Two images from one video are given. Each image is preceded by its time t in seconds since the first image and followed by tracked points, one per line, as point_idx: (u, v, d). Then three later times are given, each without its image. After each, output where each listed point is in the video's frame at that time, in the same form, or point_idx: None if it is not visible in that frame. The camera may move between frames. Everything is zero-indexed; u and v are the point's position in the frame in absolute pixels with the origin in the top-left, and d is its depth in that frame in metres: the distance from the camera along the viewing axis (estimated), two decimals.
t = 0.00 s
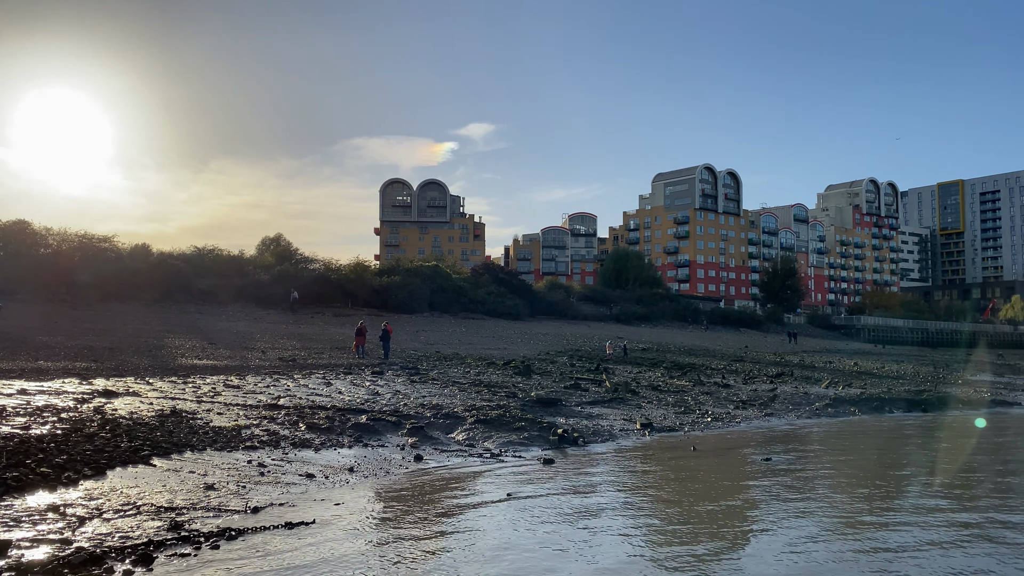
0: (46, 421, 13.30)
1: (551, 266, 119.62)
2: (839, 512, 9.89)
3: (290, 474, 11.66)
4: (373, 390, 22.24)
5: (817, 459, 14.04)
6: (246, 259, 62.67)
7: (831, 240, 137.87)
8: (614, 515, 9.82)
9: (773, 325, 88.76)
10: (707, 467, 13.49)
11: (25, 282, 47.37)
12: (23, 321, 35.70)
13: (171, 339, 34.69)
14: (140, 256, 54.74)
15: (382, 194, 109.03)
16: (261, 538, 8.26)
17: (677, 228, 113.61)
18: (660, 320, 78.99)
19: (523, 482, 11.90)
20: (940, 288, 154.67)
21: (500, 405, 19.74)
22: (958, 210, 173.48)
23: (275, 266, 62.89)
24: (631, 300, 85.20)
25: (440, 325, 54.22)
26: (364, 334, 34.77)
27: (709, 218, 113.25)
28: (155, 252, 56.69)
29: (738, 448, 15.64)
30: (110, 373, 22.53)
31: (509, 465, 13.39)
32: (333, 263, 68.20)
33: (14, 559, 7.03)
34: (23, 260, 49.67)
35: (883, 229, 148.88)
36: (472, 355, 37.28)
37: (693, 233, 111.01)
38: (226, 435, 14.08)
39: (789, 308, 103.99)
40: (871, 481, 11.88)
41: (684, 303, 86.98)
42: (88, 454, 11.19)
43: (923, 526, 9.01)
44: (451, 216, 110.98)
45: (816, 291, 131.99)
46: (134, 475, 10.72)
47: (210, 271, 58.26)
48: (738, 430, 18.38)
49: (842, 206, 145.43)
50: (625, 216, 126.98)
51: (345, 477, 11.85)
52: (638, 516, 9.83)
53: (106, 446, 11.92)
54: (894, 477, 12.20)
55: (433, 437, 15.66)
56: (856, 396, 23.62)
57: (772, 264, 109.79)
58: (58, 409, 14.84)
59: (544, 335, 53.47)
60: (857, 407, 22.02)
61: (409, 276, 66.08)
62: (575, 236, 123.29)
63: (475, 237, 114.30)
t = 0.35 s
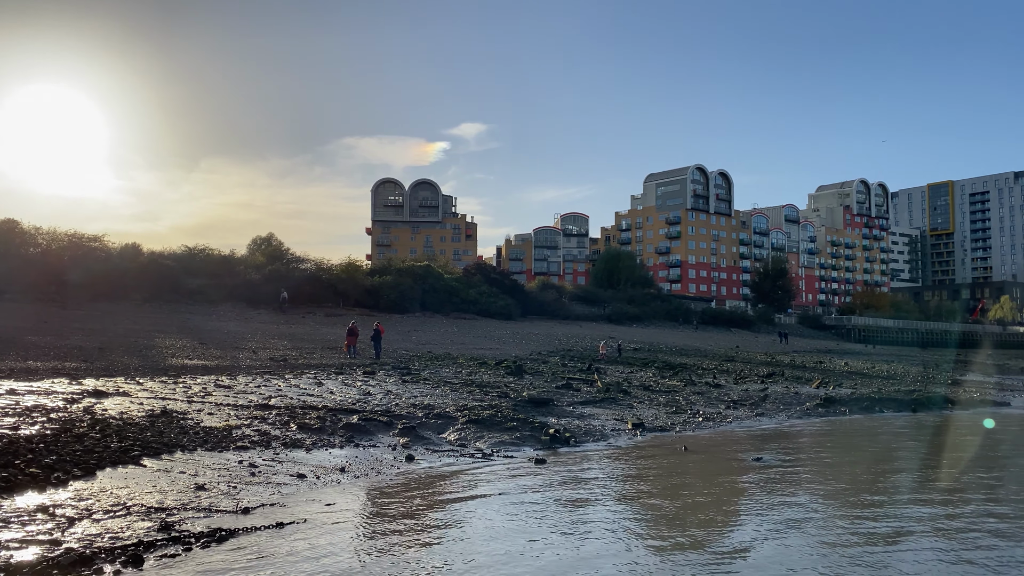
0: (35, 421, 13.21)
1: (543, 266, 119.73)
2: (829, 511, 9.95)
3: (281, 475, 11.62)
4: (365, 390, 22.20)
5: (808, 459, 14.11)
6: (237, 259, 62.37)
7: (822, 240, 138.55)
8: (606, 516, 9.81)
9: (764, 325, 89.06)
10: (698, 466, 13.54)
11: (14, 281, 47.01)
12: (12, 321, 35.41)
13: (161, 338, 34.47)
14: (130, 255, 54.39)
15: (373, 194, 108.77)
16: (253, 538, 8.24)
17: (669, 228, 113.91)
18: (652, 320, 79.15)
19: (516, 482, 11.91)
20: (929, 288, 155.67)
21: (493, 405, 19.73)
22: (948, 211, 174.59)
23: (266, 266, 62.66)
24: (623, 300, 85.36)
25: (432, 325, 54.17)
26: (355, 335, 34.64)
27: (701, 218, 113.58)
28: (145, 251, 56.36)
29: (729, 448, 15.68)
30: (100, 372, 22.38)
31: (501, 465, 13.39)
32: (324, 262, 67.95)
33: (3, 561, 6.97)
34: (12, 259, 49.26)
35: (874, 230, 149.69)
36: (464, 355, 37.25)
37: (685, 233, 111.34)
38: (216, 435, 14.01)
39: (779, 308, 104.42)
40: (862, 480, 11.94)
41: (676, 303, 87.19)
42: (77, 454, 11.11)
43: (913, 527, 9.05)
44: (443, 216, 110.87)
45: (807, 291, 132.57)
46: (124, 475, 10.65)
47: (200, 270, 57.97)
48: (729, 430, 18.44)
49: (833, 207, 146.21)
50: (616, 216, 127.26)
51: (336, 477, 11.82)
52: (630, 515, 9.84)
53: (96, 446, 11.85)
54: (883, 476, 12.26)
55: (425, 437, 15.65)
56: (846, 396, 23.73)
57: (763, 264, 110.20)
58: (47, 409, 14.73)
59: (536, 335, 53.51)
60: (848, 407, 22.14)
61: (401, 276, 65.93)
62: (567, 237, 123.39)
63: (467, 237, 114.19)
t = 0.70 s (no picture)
0: (25, 421, 13.11)
1: (536, 266, 119.81)
2: (820, 512, 9.98)
3: (272, 475, 11.58)
4: (357, 390, 22.15)
5: (799, 459, 14.16)
6: (228, 259, 62.10)
7: (813, 241, 139.20)
8: (599, 516, 9.80)
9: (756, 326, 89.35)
10: (689, 466, 13.57)
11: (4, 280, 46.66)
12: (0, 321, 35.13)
13: (152, 338, 34.28)
14: (120, 255, 54.06)
15: (366, 194, 108.53)
16: (245, 539, 8.19)
17: (661, 228, 114.20)
18: (644, 320, 79.30)
19: (509, 482, 11.91)
20: (920, 288, 156.62)
21: (485, 405, 19.73)
22: (938, 212, 175.66)
23: (257, 266, 62.42)
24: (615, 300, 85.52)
25: (424, 325, 54.11)
26: (347, 335, 34.50)
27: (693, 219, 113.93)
28: (135, 251, 56.05)
29: (720, 448, 15.71)
30: (90, 372, 22.24)
31: (492, 465, 13.39)
32: (316, 262, 67.72)
33: None
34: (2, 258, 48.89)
35: (865, 230, 150.44)
36: (457, 355, 37.23)
37: (677, 233, 111.67)
38: (207, 435, 13.95)
39: (771, 308, 104.83)
40: (853, 481, 11.98)
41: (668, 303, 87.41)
42: (66, 455, 11.03)
43: (900, 527, 9.10)
44: (435, 216, 110.73)
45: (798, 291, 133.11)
46: (115, 475, 10.60)
47: (191, 270, 57.70)
48: (721, 430, 18.51)
49: (825, 208, 146.95)
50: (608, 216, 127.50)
51: (327, 478, 11.80)
52: (622, 515, 9.83)
53: (86, 446, 11.78)
54: (874, 476, 12.30)
55: (416, 437, 15.62)
56: (838, 396, 23.83)
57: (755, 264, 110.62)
58: (37, 409, 14.66)
59: (528, 335, 53.59)
60: (838, 407, 22.28)
61: (394, 276, 65.80)
62: (559, 237, 123.49)
63: (460, 237, 114.10)
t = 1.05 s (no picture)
0: (14, 421, 13.03)
1: (528, 266, 119.88)
2: (810, 511, 10.02)
3: (263, 475, 11.54)
4: (349, 390, 22.11)
5: (790, 458, 14.19)
6: (219, 258, 61.82)
7: (804, 241, 139.79)
8: (590, 516, 9.79)
9: (748, 326, 89.63)
10: (682, 466, 13.56)
11: None
12: None
13: (143, 338, 34.07)
14: (111, 254, 53.75)
15: (358, 193, 108.37)
16: (236, 540, 8.16)
17: (653, 228, 114.44)
18: (636, 320, 79.46)
19: (500, 482, 11.91)
20: (910, 289, 157.50)
21: (477, 404, 19.72)
22: (929, 212, 176.67)
23: (249, 265, 62.17)
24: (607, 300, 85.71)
25: (416, 325, 54.03)
26: (338, 335, 34.40)
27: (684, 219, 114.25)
28: (126, 250, 55.76)
29: (713, 448, 15.71)
30: (80, 372, 22.09)
31: (484, 465, 13.38)
32: (308, 262, 67.50)
33: None
34: None
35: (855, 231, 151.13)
36: (449, 355, 37.19)
37: (669, 233, 112.02)
38: (198, 436, 13.88)
39: (762, 308, 105.22)
40: (844, 480, 12.02)
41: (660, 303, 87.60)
42: (56, 455, 10.95)
43: (889, 526, 9.14)
44: (428, 216, 110.63)
45: (790, 291, 133.67)
46: (105, 475, 10.54)
47: (182, 270, 57.47)
48: (712, 430, 18.55)
49: (816, 208, 147.62)
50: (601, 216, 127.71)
51: (318, 478, 11.77)
52: (614, 516, 9.83)
53: (75, 446, 11.69)
54: (865, 476, 12.32)
55: (408, 438, 15.59)
56: (829, 396, 23.89)
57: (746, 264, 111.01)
58: (26, 409, 14.55)
59: (521, 335, 53.64)
60: (829, 406, 22.37)
61: (386, 276, 65.68)
62: (552, 237, 123.64)
63: (452, 237, 114.06)
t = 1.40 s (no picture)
0: (2, 421, 12.94)
1: (520, 266, 119.96)
2: (800, 511, 10.07)
3: (255, 476, 11.48)
4: (341, 390, 22.07)
5: (780, 458, 14.27)
6: (211, 258, 61.56)
7: (796, 242, 140.40)
8: (581, 516, 9.80)
9: (739, 326, 89.98)
10: (673, 467, 13.58)
11: None
12: None
13: (133, 338, 33.89)
14: (102, 253, 53.48)
15: (350, 193, 108.18)
16: (226, 540, 8.12)
17: (645, 229, 114.69)
18: (628, 320, 79.66)
19: (492, 482, 11.93)
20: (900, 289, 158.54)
21: (469, 405, 19.73)
22: (919, 213, 177.74)
23: (240, 265, 61.95)
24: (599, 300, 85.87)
25: (408, 325, 53.99)
26: (330, 335, 34.34)
27: (676, 219, 114.59)
28: (117, 250, 55.47)
29: (704, 448, 15.77)
30: (70, 373, 21.98)
31: (476, 465, 13.38)
32: (300, 262, 67.29)
33: None
34: None
35: (847, 231, 151.88)
36: (441, 355, 37.19)
37: (661, 234, 112.31)
38: (189, 436, 13.83)
39: (753, 308, 105.65)
40: (834, 480, 12.10)
41: (652, 303, 87.86)
42: (45, 455, 10.87)
43: (881, 526, 9.18)
44: (420, 215, 110.51)
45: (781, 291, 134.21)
46: (95, 476, 10.49)
47: (174, 270, 57.23)
48: (704, 430, 18.62)
49: (807, 209, 148.31)
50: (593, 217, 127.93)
51: (310, 478, 11.75)
52: (607, 516, 9.84)
53: (65, 447, 11.62)
54: (855, 476, 12.39)
55: (400, 438, 15.58)
56: (820, 396, 24.02)
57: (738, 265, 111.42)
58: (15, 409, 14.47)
59: (514, 334, 53.71)
60: (820, 406, 22.50)
61: (378, 276, 65.55)
62: (544, 237, 123.74)
63: (445, 237, 114.03)
